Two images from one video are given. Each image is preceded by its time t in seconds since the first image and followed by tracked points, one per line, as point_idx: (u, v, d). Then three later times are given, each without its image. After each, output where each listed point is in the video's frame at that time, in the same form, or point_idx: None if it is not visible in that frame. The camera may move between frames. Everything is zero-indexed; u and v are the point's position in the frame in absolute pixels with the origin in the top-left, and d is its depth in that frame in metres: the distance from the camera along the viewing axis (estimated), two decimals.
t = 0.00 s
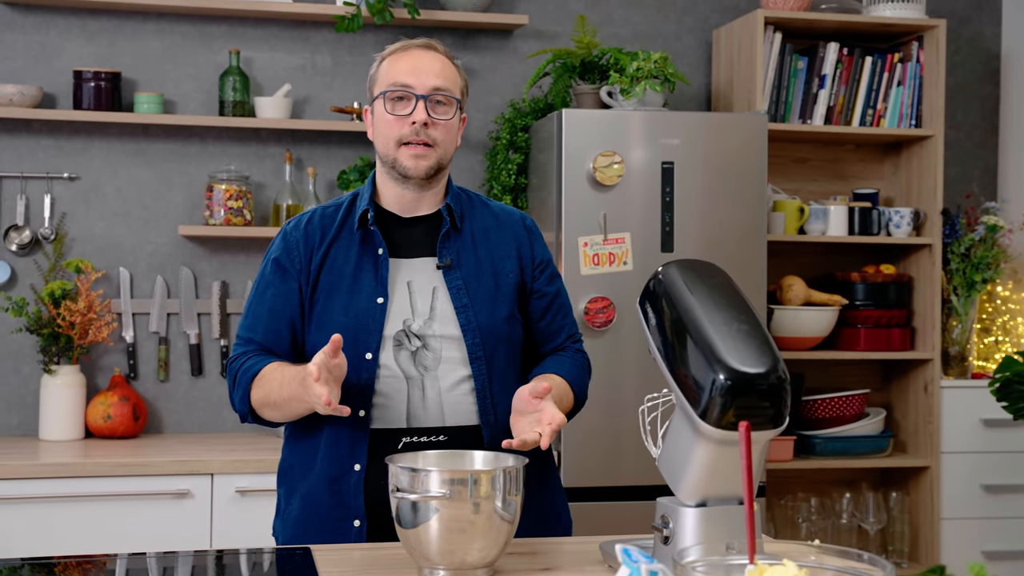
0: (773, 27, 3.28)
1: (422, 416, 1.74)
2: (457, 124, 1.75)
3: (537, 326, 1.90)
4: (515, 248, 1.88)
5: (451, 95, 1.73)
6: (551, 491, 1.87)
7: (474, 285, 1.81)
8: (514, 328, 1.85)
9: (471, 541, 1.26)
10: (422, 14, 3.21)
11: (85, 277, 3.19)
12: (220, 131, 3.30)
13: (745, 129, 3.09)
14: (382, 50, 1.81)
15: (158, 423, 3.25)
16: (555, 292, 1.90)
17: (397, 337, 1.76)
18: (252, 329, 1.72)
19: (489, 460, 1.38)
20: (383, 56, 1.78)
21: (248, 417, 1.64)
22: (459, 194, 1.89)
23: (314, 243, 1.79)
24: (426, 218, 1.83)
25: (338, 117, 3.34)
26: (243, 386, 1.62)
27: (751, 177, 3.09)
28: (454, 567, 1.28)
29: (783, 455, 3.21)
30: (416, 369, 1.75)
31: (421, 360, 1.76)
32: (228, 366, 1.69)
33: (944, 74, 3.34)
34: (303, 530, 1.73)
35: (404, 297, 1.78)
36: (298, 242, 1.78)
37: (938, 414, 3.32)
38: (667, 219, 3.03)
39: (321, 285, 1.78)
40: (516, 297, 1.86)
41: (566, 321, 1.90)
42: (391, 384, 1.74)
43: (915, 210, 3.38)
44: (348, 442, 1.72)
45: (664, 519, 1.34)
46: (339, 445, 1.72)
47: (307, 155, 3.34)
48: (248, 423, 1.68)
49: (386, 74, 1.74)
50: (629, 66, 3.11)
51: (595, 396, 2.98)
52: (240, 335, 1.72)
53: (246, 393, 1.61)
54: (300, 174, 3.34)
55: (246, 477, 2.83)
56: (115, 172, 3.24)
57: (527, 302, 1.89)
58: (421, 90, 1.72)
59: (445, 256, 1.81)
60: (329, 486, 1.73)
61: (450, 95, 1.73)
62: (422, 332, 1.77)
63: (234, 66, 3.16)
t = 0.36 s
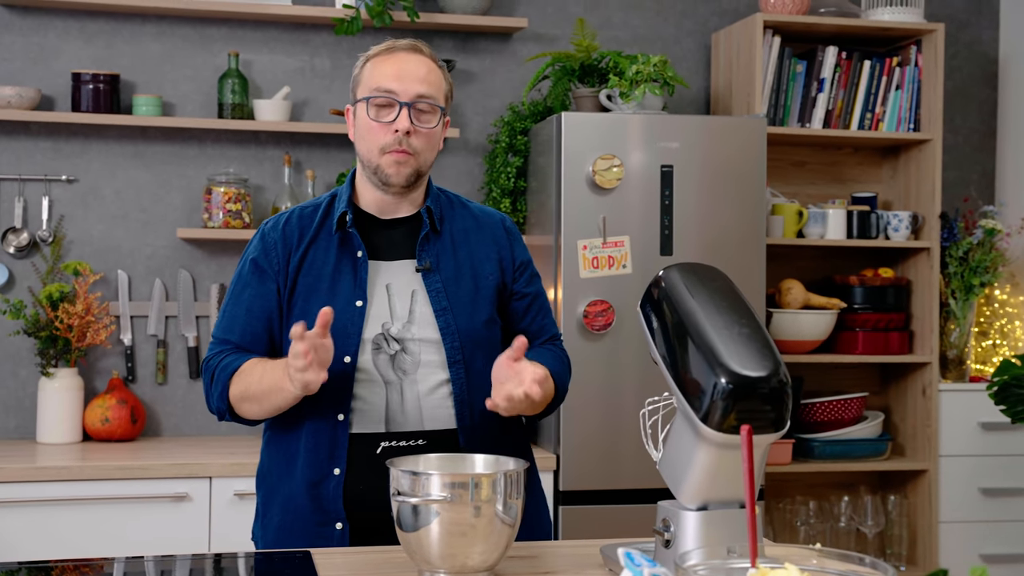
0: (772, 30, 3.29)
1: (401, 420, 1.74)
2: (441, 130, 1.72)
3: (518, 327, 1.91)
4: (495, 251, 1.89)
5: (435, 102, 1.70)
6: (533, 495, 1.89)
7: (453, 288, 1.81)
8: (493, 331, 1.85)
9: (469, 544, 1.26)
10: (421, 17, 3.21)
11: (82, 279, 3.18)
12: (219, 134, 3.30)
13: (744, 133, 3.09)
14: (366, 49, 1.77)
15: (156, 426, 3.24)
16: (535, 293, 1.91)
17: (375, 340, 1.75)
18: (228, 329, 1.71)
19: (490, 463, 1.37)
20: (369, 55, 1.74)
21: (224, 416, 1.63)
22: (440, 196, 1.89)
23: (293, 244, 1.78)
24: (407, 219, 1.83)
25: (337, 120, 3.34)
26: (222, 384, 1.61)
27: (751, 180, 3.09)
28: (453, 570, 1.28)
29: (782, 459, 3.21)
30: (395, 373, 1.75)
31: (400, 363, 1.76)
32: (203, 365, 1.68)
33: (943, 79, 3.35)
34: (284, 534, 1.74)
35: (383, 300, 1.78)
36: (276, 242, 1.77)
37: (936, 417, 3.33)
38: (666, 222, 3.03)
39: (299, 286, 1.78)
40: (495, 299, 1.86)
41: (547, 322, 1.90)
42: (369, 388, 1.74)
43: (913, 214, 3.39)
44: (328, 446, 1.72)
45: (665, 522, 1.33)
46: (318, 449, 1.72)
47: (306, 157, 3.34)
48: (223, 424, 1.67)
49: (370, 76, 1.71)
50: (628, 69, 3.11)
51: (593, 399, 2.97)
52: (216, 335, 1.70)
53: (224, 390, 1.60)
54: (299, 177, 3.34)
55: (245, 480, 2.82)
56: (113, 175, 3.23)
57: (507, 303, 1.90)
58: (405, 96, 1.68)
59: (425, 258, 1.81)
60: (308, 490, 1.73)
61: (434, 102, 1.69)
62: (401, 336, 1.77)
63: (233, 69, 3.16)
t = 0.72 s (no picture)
0: (768, 34, 3.29)
1: (382, 425, 1.74)
2: (394, 135, 1.70)
3: (498, 331, 1.90)
4: (476, 255, 1.88)
5: (384, 109, 1.69)
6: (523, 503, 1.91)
7: (434, 293, 1.81)
8: (474, 336, 1.85)
9: (464, 548, 1.25)
10: (418, 19, 3.21)
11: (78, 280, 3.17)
12: (215, 135, 3.29)
13: (741, 137, 3.09)
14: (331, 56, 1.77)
15: (151, 428, 3.24)
16: (515, 298, 1.90)
17: (355, 345, 1.75)
18: (209, 334, 1.69)
19: (487, 467, 1.37)
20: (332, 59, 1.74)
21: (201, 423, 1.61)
22: (421, 200, 1.88)
23: (273, 247, 1.78)
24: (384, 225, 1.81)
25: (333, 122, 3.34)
26: (197, 393, 1.58)
27: (747, 184, 3.10)
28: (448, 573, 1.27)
29: (778, 462, 3.22)
30: (376, 378, 1.75)
31: (381, 368, 1.76)
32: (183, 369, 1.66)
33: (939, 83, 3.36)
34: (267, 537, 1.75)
35: (364, 306, 1.77)
36: (257, 245, 1.77)
37: (932, 421, 3.34)
38: (663, 225, 3.03)
39: (279, 289, 1.77)
40: (476, 304, 1.86)
41: (526, 327, 1.90)
42: (350, 393, 1.74)
43: (909, 217, 3.40)
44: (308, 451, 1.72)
45: (663, 526, 1.32)
46: (298, 454, 1.72)
47: (303, 159, 3.34)
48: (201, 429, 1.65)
49: (328, 81, 1.71)
50: (625, 72, 3.11)
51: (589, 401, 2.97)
52: (196, 339, 1.68)
53: (199, 399, 1.58)
54: (295, 179, 3.33)
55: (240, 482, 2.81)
56: (109, 176, 3.22)
57: (488, 309, 1.90)
58: (353, 104, 1.67)
59: (406, 264, 1.80)
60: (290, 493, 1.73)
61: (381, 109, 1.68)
62: (382, 341, 1.76)
63: (229, 70, 3.16)
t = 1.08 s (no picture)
0: (770, 35, 3.29)
1: (360, 421, 1.73)
2: (395, 124, 1.73)
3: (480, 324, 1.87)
4: (456, 249, 1.88)
5: (387, 96, 1.72)
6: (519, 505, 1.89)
7: (411, 287, 1.81)
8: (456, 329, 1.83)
9: (463, 549, 1.25)
10: (420, 20, 3.21)
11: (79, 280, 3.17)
12: (216, 136, 3.29)
13: (741, 138, 3.09)
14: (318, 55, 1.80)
15: (152, 428, 3.23)
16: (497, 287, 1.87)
17: (333, 342, 1.75)
18: (186, 329, 1.71)
19: (487, 468, 1.37)
20: (321, 57, 1.76)
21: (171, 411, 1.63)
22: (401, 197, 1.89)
23: (253, 246, 1.80)
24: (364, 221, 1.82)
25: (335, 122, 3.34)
26: (165, 376, 1.61)
27: (749, 186, 3.09)
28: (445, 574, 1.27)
29: (779, 464, 3.21)
30: (353, 374, 1.74)
31: (358, 364, 1.75)
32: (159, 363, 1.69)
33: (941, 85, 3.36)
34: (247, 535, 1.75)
35: (341, 302, 1.78)
36: (236, 245, 1.79)
37: (933, 424, 3.34)
38: (664, 227, 3.03)
39: (258, 287, 1.79)
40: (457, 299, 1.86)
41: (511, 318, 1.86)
42: (327, 389, 1.73)
43: (911, 220, 3.40)
44: (288, 446, 1.72)
45: (663, 528, 1.32)
46: (278, 450, 1.73)
47: (304, 160, 3.34)
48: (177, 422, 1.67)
49: (323, 75, 1.73)
50: (627, 73, 3.11)
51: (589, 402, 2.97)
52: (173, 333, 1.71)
53: (167, 383, 1.61)
54: (296, 179, 3.33)
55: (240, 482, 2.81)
56: (110, 176, 3.22)
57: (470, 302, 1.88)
58: (356, 92, 1.70)
59: (384, 259, 1.80)
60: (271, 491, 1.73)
61: (385, 96, 1.71)
62: (359, 336, 1.76)
63: (231, 70, 3.16)
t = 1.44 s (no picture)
0: (773, 37, 3.29)
1: (353, 424, 1.75)
2: (394, 121, 1.74)
3: (478, 329, 1.89)
4: (451, 249, 1.87)
5: (389, 93, 1.73)
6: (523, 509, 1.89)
7: (407, 286, 1.81)
8: (451, 331, 1.84)
9: (464, 551, 1.25)
10: (423, 21, 3.21)
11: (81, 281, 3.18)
12: (218, 136, 3.29)
13: (743, 139, 3.09)
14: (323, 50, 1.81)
15: (153, 428, 3.24)
16: (496, 294, 1.89)
17: (326, 344, 1.75)
18: (187, 343, 1.74)
19: (489, 469, 1.37)
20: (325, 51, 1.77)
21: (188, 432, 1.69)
22: (395, 195, 1.88)
23: (246, 250, 1.79)
24: (362, 219, 1.82)
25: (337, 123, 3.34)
26: (186, 406, 1.67)
27: (751, 187, 3.09)
28: None
29: (781, 466, 3.21)
30: (347, 376, 1.75)
31: (353, 366, 1.76)
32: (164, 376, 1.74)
33: (944, 87, 3.35)
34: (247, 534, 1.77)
35: (334, 302, 1.77)
36: (229, 250, 1.78)
37: (935, 426, 3.33)
38: (666, 228, 3.03)
39: (251, 291, 1.78)
40: (453, 299, 1.85)
41: (510, 324, 1.88)
42: (322, 391, 1.74)
43: (913, 222, 3.40)
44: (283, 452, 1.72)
45: (665, 530, 1.31)
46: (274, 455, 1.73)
47: (306, 160, 3.34)
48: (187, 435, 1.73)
49: (326, 69, 1.73)
50: (629, 74, 3.11)
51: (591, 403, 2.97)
52: (176, 346, 1.74)
53: (189, 412, 1.67)
54: (299, 180, 3.33)
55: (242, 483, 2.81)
56: (112, 176, 3.23)
57: (467, 306, 1.89)
58: (359, 86, 1.71)
59: (379, 258, 1.80)
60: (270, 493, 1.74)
61: (387, 93, 1.72)
62: (354, 338, 1.76)
63: (233, 71, 3.16)
